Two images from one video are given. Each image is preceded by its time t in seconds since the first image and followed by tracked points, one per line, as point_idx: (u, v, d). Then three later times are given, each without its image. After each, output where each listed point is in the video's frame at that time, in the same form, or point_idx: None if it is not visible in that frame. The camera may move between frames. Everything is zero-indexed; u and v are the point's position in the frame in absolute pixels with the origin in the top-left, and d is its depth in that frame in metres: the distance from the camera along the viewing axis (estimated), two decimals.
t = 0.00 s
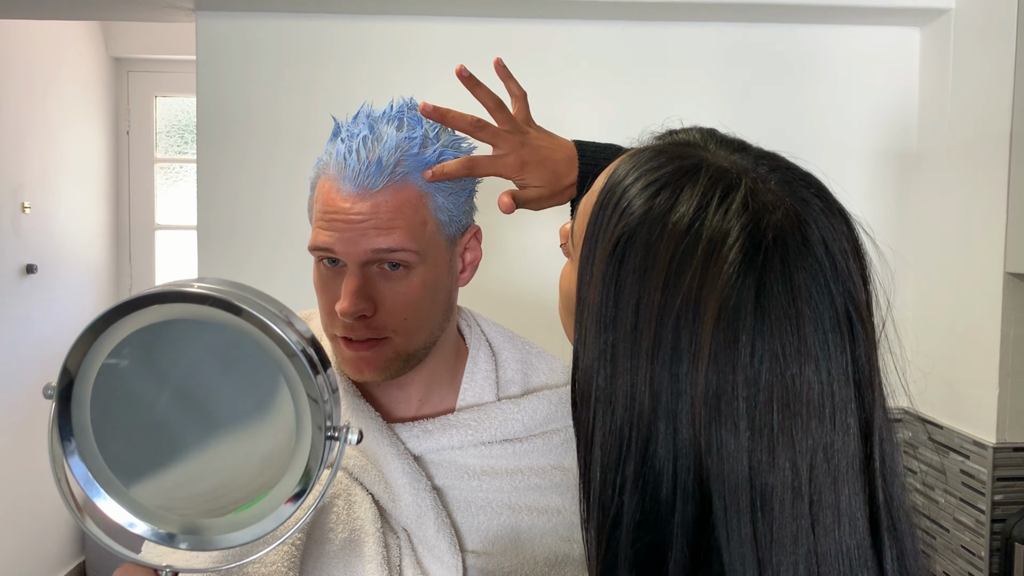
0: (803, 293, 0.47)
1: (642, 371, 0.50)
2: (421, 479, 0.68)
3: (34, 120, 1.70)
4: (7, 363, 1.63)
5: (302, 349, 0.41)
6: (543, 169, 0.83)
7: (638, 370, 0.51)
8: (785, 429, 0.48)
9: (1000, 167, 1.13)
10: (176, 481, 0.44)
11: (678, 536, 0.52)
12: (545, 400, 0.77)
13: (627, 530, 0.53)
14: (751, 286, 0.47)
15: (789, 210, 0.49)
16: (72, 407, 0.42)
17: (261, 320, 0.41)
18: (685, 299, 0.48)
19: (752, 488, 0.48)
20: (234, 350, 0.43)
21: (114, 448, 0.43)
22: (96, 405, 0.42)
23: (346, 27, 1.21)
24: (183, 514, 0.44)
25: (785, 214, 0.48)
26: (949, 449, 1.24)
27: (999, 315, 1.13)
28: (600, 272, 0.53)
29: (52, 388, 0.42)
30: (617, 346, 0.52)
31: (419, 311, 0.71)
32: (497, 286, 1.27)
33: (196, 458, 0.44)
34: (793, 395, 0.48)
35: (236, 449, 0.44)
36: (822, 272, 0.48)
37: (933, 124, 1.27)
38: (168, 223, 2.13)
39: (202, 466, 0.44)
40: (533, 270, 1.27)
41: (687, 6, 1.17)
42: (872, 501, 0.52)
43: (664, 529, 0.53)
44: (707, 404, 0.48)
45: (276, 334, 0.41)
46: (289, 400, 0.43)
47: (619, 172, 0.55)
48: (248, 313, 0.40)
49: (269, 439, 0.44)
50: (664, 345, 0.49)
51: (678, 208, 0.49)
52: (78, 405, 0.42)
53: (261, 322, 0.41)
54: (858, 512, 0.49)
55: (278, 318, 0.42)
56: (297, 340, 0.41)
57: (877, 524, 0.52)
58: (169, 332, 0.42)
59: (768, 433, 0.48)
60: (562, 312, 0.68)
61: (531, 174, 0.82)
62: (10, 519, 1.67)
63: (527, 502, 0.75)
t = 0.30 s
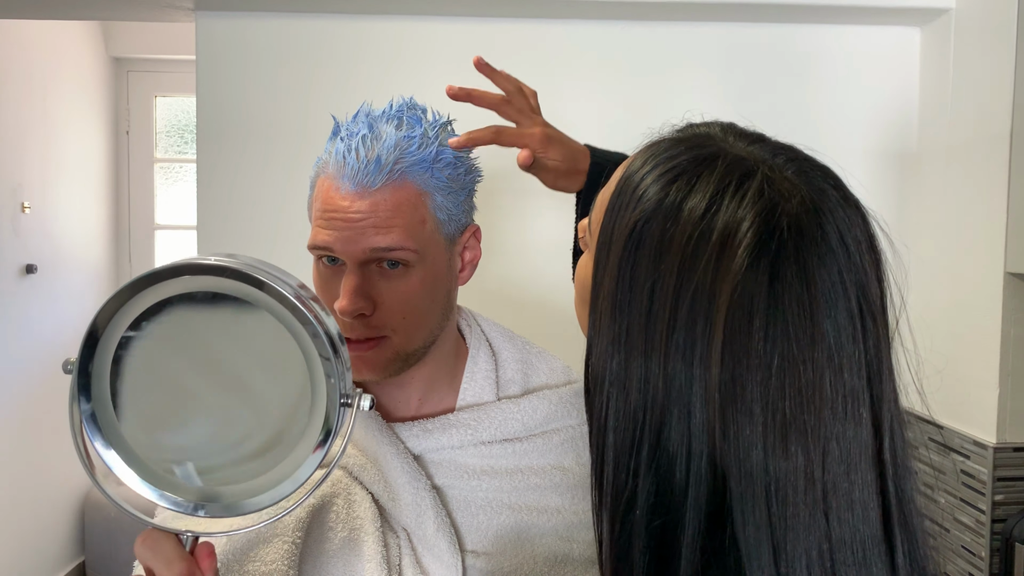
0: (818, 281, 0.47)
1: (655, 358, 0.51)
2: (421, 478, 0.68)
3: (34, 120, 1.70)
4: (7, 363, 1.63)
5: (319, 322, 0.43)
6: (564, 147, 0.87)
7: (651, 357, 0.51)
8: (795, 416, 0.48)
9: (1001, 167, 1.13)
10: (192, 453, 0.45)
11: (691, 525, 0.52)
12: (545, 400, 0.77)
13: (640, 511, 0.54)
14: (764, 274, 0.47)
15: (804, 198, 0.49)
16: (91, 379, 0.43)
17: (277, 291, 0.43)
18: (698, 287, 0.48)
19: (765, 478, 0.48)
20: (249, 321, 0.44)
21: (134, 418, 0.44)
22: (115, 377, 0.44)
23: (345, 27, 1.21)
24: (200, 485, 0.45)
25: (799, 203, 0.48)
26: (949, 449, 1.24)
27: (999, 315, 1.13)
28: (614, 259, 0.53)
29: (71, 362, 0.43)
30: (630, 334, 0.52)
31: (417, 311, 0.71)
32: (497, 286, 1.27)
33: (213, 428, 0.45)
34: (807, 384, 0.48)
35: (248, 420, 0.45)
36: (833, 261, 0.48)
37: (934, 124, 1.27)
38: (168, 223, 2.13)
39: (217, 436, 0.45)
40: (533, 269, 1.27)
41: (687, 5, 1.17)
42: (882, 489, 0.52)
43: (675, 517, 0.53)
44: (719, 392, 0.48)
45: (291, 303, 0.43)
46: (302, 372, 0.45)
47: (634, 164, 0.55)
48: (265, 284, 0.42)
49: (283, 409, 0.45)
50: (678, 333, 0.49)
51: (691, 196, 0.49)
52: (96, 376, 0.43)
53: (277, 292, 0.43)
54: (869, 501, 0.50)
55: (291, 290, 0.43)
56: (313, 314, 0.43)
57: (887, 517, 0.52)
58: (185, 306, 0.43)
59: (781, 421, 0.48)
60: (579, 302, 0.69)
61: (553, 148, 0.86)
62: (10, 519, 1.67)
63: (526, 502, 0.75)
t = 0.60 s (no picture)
0: (860, 258, 0.48)
1: (696, 336, 0.50)
2: (423, 478, 0.67)
3: (34, 119, 1.70)
4: (6, 363, 1.63)
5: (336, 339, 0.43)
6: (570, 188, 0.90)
7: (693, 334, 0.50)
8: (835, 389, 0.48)
9: (1002, 167, 1.13)
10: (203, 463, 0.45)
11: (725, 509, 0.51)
12: (546, 400, 0.77)
13: (677, 488, 0.53)
14: (807, 246, 0.47)
15: (847, 177, 0.49)
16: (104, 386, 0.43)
17: (292, 303, 0.42)
18: (744, 262, 0.48)
19: (806, 457, 0.48)
20: (264, 332, 0.44)
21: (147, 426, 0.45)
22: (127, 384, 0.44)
23: (346, 27, 1.21)
24: (210, 495, 0.45)
25: (843, 182, 0.49)
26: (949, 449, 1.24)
27: (1000, 315, 1.13)
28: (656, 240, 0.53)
29: (84, 366, 0.44)
30: (672, 314, 0.52)
31: (416, 312, 0.70)
32: (497, 286, 1.27)
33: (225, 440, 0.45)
34: (847, 362, 0.48)
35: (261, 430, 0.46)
36: (875, 236, 0.48)
37: (935, 124, 1.27)
38: (168, 223, 2.13)
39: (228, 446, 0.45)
40: (534, 270, 1.27)
41: (687, 5, 1.17)
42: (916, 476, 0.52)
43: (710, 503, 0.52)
44: (764, 367, 0.48)
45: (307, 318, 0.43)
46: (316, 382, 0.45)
47: (676, 150, 0.56)
48: (281, 297, 0.42)
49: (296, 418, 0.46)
50: (720, 310, 0.49)
51: (732, 177, 0.50)
52: (109, 385, 0.44)
53: (292, 305, 0.42)
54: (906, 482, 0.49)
55: (299, 296, 0.43)
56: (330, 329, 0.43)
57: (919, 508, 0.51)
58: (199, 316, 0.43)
59: (821, 396, 0.48)
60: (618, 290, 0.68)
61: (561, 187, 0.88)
62: (11, 519, 1.67)
63: (528, 502, 0.75)
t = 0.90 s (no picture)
0: (923, 246, 0.50)
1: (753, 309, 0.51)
2: (425, 479, 0.67)
3: (34, 119, 1.70)
4: (6, 362, 1.63)
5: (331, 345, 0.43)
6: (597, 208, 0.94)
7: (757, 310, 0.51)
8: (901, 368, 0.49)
9: (1002, 168, 1.13)
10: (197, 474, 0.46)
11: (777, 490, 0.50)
12: (549, 402, 0.77)
13: (744, 475, 0.52)
14: (881, 243, 0.48)
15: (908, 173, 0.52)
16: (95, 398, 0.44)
17: (282, 312, 0.42)
18: (824, 244, 0.49)
19: (873, 438, 0.49)
20: (254, 339, 0.44)
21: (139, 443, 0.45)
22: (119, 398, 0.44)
23: (346, 27, 1.21)
24: (203, 505, 0.46)
25: (907, 175, 0.51)
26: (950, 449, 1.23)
27: (1000, 315, 1.13)
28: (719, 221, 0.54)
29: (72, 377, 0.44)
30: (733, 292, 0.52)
31: (402, 314, 0.68)
32: (497, 287, 1.27)
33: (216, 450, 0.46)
34: (916, 345, 0.49)
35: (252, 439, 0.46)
36: (940, 238, 0.51)
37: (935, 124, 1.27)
38: (168, 223, 2.12)
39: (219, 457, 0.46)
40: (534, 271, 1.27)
41: (688, 5, 1.17)
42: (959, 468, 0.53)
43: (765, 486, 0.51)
44: (843, 347, 0.48)
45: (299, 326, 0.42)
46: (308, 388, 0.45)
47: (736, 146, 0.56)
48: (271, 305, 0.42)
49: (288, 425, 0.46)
50: (799, 294, 0.49)
51: (805, 167, 0.51)
52: (100, 397, 0.44)
53: (282, 314, 0.42)
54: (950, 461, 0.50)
55: (295, 308, 0.43)
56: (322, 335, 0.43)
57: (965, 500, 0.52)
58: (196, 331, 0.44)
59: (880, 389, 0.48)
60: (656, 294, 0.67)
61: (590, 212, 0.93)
62: (12, 519, 1.67)
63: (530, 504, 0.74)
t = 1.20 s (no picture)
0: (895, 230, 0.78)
1: (806, 270, 0.74)
2: (428, 479, 0.68)
3: (34, 118, 1.70)
4: (6, 362, 1.63)
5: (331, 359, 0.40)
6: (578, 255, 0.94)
7: (797, 276, 0.74)
8: (884, 306, 0.76)
9: (1002, 167, 1.13)
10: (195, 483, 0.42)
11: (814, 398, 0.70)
12: (551, 403, 0.76)
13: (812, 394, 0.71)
14: (879, 239, 0.76)
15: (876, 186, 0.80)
16: (88, 411, 0.40)
17: (278, 321, 0.39)
18: (853, 223, 0.74)
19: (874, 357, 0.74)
20: (251, 349, 0.40)
21: (125, 456, 0.41)
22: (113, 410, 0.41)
23: (346, 27, 1.21)
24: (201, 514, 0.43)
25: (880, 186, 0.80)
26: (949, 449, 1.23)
27: (999, 315, 1.13)
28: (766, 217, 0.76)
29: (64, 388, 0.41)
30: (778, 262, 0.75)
31: (387, 316, 0.65)
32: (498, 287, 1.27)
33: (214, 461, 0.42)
34: (892, 292, 0.76)
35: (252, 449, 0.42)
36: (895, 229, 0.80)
37: (935, 124, 1.27)
38: (168, 223, 2.12)
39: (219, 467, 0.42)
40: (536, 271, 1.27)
41: (688, 5, 1.17)
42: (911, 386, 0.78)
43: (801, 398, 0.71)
44: (861, 289, 0.74)
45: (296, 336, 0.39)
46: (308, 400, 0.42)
47: (777, 157, 0.80)
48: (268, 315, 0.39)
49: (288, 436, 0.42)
50: (838, 256, 0.74)
51: (834, 173, 0.76)
52: (94, 410, 0.40)
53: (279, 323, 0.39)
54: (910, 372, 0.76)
55: (297, 319, 0.39)
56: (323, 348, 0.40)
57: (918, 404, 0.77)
58: (194, 339, 0.40)
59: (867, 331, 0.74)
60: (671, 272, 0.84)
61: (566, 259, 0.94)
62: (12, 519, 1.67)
63: (532, 505, 0.74)
